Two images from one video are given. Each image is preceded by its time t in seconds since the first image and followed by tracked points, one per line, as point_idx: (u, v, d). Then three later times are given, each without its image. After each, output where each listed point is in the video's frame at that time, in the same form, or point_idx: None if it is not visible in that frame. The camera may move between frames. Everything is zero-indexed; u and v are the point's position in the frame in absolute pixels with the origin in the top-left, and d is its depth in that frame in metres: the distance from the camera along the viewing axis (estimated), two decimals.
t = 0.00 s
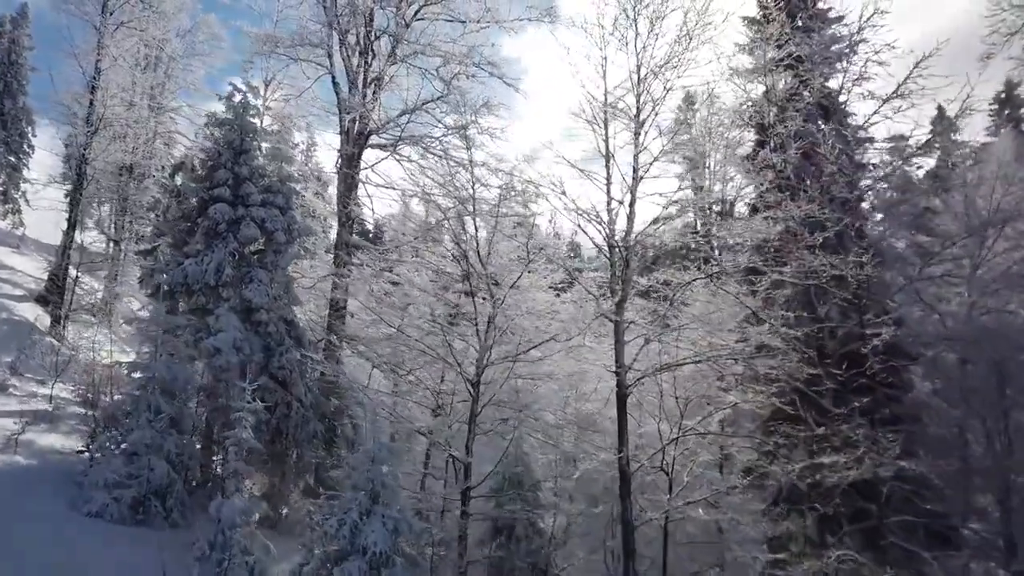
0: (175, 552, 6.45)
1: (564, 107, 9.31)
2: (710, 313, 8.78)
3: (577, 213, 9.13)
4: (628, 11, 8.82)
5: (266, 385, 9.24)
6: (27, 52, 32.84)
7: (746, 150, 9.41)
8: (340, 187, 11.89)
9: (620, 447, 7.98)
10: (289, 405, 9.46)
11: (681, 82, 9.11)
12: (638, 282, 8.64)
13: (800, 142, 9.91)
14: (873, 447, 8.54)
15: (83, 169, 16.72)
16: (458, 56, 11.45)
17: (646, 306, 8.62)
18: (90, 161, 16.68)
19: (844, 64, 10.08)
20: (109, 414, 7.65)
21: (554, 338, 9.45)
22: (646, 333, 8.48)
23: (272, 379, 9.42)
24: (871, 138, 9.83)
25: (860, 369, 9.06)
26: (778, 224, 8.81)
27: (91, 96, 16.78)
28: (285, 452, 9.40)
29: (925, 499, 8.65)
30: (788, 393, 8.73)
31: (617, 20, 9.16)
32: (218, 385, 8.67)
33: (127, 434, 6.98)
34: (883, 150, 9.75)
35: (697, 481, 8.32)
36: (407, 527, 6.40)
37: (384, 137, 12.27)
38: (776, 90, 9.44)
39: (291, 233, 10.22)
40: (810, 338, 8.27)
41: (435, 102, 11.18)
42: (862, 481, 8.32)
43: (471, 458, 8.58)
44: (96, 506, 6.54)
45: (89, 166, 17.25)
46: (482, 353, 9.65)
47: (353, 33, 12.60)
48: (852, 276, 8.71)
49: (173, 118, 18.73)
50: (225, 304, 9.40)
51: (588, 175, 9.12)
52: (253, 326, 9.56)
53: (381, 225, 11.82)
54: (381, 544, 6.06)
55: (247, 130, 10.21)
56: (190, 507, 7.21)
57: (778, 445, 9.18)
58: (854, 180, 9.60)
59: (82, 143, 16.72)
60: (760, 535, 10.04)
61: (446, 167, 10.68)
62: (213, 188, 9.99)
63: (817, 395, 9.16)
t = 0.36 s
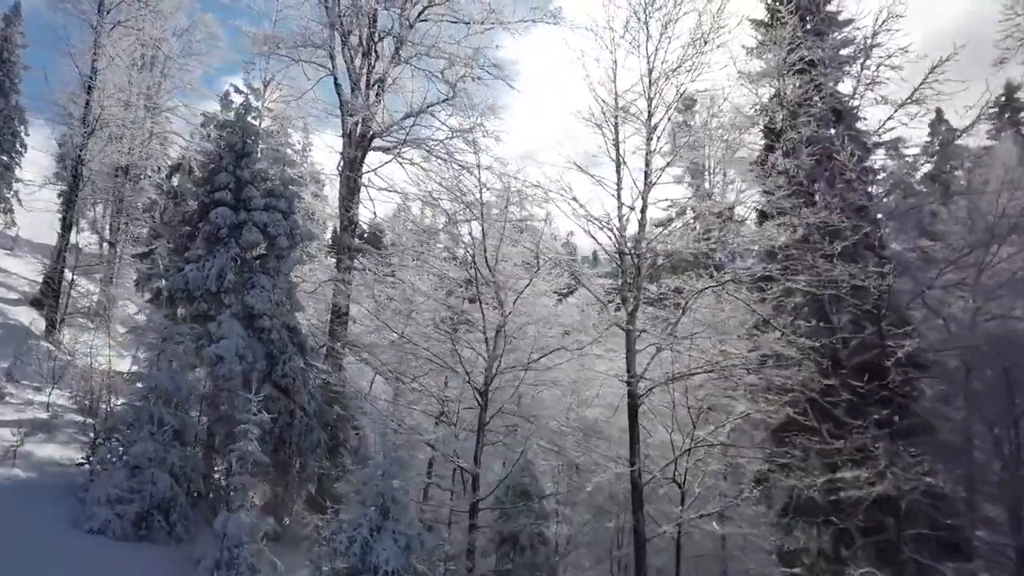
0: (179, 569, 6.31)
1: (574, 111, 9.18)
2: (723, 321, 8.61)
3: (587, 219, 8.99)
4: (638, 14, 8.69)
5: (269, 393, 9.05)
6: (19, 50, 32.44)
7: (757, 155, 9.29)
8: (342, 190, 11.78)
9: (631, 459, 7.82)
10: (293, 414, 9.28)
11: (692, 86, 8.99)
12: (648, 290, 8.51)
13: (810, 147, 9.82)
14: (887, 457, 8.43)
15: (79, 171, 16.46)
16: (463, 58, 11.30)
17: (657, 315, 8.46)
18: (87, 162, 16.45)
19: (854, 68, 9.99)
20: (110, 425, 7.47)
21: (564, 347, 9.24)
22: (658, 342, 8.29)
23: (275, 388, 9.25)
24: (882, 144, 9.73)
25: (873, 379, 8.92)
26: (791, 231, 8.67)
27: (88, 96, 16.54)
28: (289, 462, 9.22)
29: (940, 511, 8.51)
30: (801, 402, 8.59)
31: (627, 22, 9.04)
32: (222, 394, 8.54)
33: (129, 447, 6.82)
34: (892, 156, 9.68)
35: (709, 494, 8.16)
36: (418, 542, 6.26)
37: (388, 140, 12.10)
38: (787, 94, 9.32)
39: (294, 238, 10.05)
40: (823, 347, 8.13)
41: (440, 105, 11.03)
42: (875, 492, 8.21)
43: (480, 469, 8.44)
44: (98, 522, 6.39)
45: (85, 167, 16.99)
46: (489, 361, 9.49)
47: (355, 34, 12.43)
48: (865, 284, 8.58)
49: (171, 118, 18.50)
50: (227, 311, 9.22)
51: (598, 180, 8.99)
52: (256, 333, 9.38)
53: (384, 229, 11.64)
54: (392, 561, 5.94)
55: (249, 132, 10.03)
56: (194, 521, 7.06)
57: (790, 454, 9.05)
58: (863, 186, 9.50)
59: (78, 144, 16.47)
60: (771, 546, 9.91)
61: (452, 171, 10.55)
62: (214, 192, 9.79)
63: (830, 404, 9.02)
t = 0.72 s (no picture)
0: None
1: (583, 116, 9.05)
2: (737, 331, 8.44)
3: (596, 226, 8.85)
4: (650, 17, 8.57)
5: (272, 403, 8.87)
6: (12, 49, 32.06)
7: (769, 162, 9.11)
8: (344, 194, 11.61)
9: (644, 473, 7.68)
10: (296, 424, 9.10)
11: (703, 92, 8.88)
12: (660, 298, 8.35)
13: (821, 153, 9.71)
14: (903, 470, 8.25)
15: (76, 173, 16.20)
16: (468, 62, 11.15)
17: (669, 324, 8.30)
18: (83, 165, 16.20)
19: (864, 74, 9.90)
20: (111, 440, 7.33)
21: (575, 357, 9.02)
22: (670, 352, 8.14)
23: (277, 398, 9.05)
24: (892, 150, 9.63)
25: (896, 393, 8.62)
26: (806, 240, 8.51)
27: (85, 98, 16.31)
28: (293, 473, 9.04)
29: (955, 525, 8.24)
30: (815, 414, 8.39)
31: (638, 26, 8.93)
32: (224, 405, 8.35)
33: (131, 463, 6.70)
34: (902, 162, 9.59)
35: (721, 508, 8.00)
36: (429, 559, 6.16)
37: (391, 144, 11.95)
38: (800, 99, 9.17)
39: (296, 244, 9.86)
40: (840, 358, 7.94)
41: (445, 109, 10.90)
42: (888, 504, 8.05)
43: (488, 482, 8.28)
44: (101, 541, 6.28)
45: (82, 170, 16.73)
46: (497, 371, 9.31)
47: (358, 37, 12.28)
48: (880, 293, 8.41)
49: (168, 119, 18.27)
50: (229, 319, 9.04)
51: (608, 186, 8.85)
52: (258, 341, 9.19)
53: (387, 234, 11.46)
54: None
55: (251, 136, 9.83)
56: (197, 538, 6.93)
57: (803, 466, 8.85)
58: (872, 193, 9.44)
59: (75, 146, 16.22)
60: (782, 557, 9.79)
61: (457, 177, 10.40)
62: (216, 198, 9.60)
63: (844, 415, 8.82)
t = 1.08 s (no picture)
0: None
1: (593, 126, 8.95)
2: (752, 346, 8.27)
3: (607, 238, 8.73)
4: (662, 27, 8.47)
5: (276, 418, 8.66)
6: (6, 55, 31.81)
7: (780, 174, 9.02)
8: (348, 204, 11.45)
9: (658, 493, 7.53)
10: (301, 440, 8.89)
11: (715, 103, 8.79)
12: (674, 312, 8.21)
13: (833, 165, 9.61)
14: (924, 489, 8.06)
15: (73, 181, 15.99)
16: (474, 70, 11.02)
17: (683, 339, 8.19)
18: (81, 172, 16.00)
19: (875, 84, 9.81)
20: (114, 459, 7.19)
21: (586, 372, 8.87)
22: (685, 366, 8.00)
23: (281, 413, 8.85)
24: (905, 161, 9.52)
25: (915, 409, 8.53)
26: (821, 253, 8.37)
27: (82, 104, 16.11)
28: (297, 491, 8.82)
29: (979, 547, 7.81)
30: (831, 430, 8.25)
31: (650, 37, 8.83)
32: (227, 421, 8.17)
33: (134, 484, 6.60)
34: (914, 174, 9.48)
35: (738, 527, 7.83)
36: None
37: (395, 153, 11.80)
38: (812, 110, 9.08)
39: (300, 255, 9.68)
40: (857, 374, 7.80)
41: (451, 118, 10.75)
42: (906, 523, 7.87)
43: (499, 501, 8.09)
44: (104, 567, 6.18)
45: (80, 178, 16.52)
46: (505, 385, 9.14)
47: (361, 44, 12.16)
48: (899, 307, 8.23)
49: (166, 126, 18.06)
50: (233, 332, 8.85)
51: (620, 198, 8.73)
52: (262, 355, 8.99)
53: (391, 244, 11.30)
54: None
55: (255, 146, 9.68)
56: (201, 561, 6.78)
57: (818, 483, 8.70)
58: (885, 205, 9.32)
59: (72, 154, 16.01)
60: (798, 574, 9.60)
61: (462, 187, 10.27)
62: (219, 208, 9.42)
63: (862, 432, 8.67)
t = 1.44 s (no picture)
0: None
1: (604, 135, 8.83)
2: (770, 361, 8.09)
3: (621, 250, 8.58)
4: (675, 35, 8.39)
5: (281, 433, 8.45)
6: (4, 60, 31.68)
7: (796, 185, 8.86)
8: (352, 213, 11.30)
9: (675, 512, 7.36)
10: (307, 455, 8.67)
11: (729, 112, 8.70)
12: (690, 326, 8.06)
13: (848, 176, 9.49)
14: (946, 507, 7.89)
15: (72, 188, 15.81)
16: (482, 78, 10.90)
17: (698, 353, 8.05)
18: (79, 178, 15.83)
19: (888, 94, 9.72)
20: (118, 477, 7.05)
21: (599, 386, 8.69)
22: (700, 381, 7.84)
23: (287, 427, 8.64)
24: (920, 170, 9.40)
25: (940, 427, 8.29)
26: (838, 265, 8.23)
27: (82, 110, 15.95)
28: (303, 507, 8.60)
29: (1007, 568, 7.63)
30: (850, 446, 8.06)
31: (663, 46, 8.74)
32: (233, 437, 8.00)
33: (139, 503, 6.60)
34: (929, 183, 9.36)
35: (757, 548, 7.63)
36: None
37: (401, 161, 11.65)
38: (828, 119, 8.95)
39: (306, 265, 9.51)
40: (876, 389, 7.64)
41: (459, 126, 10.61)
42: (930, 543, 7.68)
43: (511, 519, 7.88)
44: None
45: (79, 184, 16.34)
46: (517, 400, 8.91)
47: (367, 52, 12.07)
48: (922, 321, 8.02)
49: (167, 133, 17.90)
50: (238, 344, 8.66)
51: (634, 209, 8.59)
52: (267, 367, 8.79)
53: (397, 254, 11.14)
54: None
55: (260, 152, 9.54)
56: None
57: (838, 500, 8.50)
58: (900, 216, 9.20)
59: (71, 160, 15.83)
60: None
61: (470, 196, 10.11)
62: (223, 217, 9.25)
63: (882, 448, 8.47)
